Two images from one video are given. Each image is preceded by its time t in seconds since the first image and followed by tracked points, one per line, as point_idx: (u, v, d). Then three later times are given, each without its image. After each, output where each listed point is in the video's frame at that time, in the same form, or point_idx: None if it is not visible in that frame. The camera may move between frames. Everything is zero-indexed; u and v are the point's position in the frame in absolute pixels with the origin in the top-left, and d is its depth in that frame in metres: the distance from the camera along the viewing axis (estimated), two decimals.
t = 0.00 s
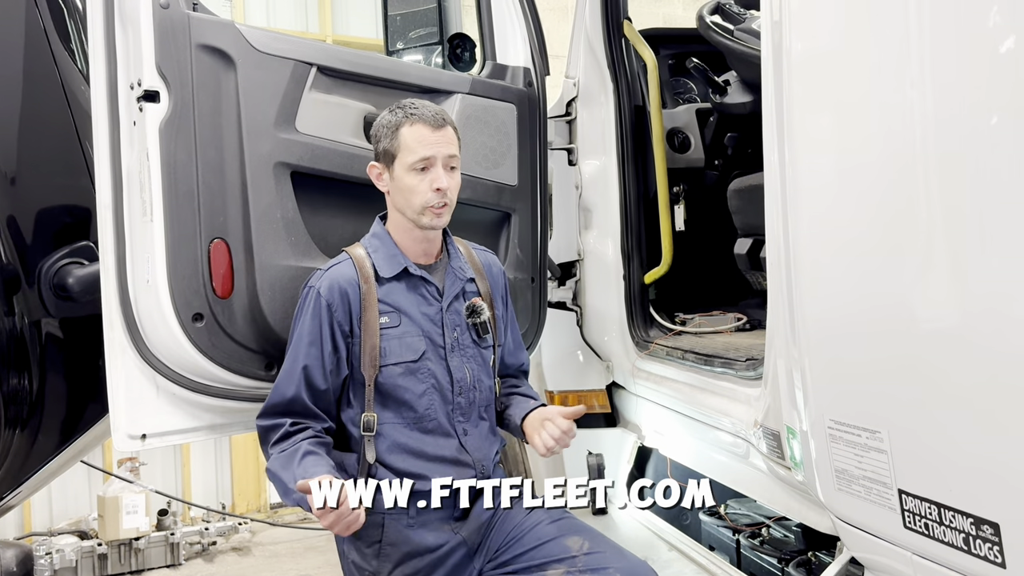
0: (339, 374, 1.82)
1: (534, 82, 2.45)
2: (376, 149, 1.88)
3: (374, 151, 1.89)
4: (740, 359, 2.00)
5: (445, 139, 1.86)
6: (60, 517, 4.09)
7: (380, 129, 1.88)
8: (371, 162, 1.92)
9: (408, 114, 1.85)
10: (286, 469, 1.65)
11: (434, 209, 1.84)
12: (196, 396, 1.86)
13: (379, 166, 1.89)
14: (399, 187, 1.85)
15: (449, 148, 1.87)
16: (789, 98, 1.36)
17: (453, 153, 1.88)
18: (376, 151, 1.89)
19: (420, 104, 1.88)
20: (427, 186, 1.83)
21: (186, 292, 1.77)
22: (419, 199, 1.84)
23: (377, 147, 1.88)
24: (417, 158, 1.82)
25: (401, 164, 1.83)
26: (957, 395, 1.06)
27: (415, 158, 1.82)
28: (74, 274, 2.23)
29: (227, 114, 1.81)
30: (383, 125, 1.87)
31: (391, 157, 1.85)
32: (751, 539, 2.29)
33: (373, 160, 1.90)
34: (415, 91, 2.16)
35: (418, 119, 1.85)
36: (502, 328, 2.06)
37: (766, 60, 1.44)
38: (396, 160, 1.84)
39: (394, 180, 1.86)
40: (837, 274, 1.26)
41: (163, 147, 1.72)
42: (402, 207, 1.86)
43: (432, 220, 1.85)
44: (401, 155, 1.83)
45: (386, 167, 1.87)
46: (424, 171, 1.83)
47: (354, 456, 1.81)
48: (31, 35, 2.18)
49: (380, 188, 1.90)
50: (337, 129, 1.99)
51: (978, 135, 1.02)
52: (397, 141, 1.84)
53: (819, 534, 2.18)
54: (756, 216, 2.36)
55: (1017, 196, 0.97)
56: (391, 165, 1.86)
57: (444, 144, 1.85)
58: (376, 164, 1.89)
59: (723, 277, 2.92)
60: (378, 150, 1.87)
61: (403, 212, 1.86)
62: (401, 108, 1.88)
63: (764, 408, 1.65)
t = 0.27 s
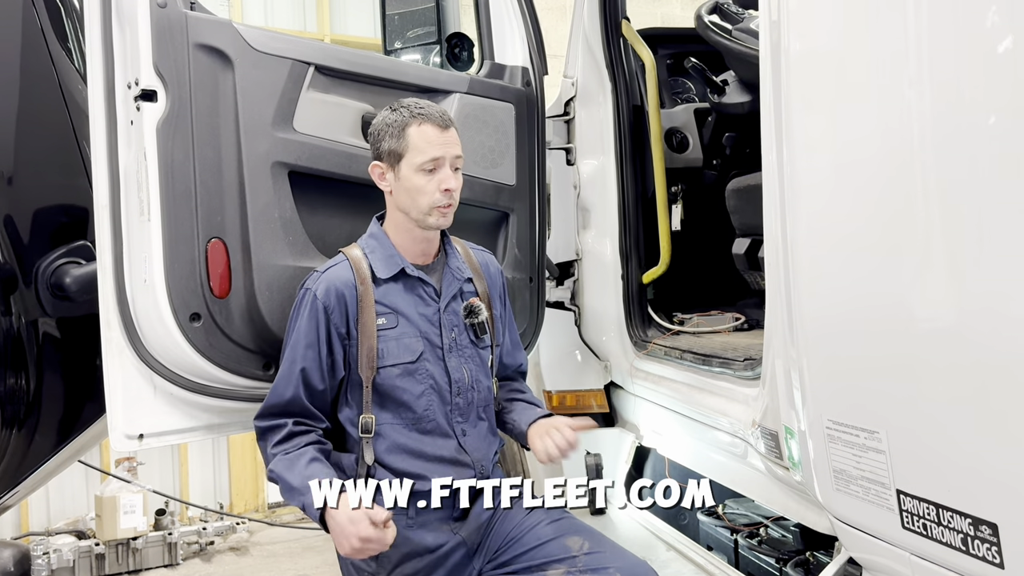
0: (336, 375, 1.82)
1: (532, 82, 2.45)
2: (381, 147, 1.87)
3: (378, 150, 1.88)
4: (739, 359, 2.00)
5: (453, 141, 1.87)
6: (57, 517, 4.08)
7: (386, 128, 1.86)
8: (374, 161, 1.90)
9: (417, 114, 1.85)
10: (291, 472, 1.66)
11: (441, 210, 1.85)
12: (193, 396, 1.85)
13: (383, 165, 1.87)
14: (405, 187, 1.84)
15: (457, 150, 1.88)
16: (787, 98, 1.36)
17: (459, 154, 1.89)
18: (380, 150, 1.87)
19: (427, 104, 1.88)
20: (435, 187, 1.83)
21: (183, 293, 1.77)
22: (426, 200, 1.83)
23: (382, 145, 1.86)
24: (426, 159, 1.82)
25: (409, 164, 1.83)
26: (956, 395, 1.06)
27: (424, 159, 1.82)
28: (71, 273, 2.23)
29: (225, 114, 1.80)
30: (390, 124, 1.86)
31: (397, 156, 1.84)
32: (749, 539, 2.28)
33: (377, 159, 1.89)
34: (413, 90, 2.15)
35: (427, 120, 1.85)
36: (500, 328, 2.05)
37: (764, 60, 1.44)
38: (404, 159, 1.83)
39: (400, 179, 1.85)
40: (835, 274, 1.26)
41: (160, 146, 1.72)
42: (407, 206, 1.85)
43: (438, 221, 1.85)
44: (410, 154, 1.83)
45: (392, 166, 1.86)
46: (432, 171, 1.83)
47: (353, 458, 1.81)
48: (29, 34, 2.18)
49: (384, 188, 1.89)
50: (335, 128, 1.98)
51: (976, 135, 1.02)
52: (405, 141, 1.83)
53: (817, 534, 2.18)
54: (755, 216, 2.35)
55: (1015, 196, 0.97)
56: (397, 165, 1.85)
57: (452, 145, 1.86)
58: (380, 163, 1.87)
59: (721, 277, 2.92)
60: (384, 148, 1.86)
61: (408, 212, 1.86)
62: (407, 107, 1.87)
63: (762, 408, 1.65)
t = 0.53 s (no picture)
0: (333, 374, 1.81)
1: (531, 80, 2.44)
2: (382, 147, 1.85)
3: (379, 149, 1.86)
4: (738, 357, 2.00)
5: (456, 143, 1.87)
6: (55, 517, 4.07)
7: (388, 127, 1.85)
8: (374, 159, 1.88)
9: (422, 116, 1.84)
10: (276, 445, 1.67)
11: (442, 213, 1.86)
12: (191, 395, 1.85)
13: (385, 165, 1.86)
14: (407, 188, 1.84)
15: (459, 152, 1.89)
16: (785, 96, 1.35)
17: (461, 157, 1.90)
18: (381, 149, 1.86)
19: (430, 105, 1.88)
20: (439, 189, 1.84)
21: (180, 291, 1.76)
22: (429, 202, 1.84)
23: (384, 145, 1.85)
24: (431, 162, 1.82)
25: (413, 166, 1.83)
26: (955, 393, 1.06)
27: (429, 162, 1.83)
28: (68, 271, 2.22)
29: (222, 111, 1.80)
30: (393, 123, 1.85)
31: (400, 157, 1.84)
32: (747, 538, 2.28)
33: (377, 158, 1.87)
34: (411, 89, 2.15)
35: (432, 121, 1.85)
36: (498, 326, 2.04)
37: (763, 58, 1.44)
38: (408, 161, 1.83)
39: (403, 180, 1.84)
40: (834, 272, 1.26)
41: (157, 144, 1.72)
42: (410, 208, 1.85)
43: (439, 223, 1.86)
44: (414, 156, 1.83)
45: (394, 166, 1.85)
46: (436, 174, 1.84)
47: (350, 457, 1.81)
48: (25, 32, 2.17)
49: (384, 187, 1.88)
50: (333, 126, 1.98)
51: (976, 132, 1.01)
52: (410, 142, 1.83)
53: (816, 533, 2.18)
54: (753, 215, 2.35)
55: (1016, 193, 0.96)
56: (400, 166, 1.84)
57: (456, 148, 1.87)
58: (382, 163, 1.86)
59: (720, 276, 2.92)
60: (386, 148, 1.84)
61: (409, 213, 1.86)
62: (411, 107, 1.86)
63: (761, 407, 1.64)
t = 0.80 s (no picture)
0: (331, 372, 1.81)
1: (529, 77, 2.43)
2: (390, 145, 1.84)
3: (387, 148, 1.85)
4: (736, 355, 2.00)
5: (463, 144, 1.89)
6: (52, 515, 4.07)
7: (397, 126, 1.84)
8: (381, 158, 1.87)
9: (431, 115, 1.85)
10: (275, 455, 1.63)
11: (449, 212, 1.87)
12: (188, 393, 1.84)
13: (393, 164, 1.85)
14: (416, 187, 1.84)
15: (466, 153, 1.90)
16: (785, 93, 1.35)
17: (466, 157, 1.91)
18: (388, 147, 1.85)
19: (437, 104, 1.88)
20: (448, 189, 1.86)
21: (177, 288, 1.76)
22: (438, 202, 1.85)
23: (392, 144, 1.84)
24: (442, 162, 1.83)
25: (424, 166, 1.83)
26: (954, 390, 1.06)
27: (440, 162, 1.83)
28: (65, 269, 2.22)
29: (219, 108, 1.79)
30: (402, 122, 1.84)
31: (410, 157, 1.83)
32: (746, 535, 2.28)
33: (385, 157, 1.86)
34: (409, 86, 2.14)
35: (441, 121, 1.86)
36: (496, 324, 2.05)
37: (762, 55, 1.43)
38: (418, 160, 1.83)
39: (412, 180, 1.84)
40: (832, 269, 1.25)
41: (154, 142, 1.71)
42: (418, 207, 1.85)
43: (445, 223, 1.88)
44: (424, 156, 1.83)
45: (403, 165, 1.84)
46: (446, 174, 1.85)
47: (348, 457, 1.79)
48: (22, 30, 2.16)
49: (391, 186, 1.87)
50: (330, 123, 1.97)
51: (976, 128, 1.01)
52: (420, 142, 1.83)
53: (814, 530, 2.18)
54: (752, 212, 2.35)
55: (1016, 190, 0.96)
56: (409, 165, 1.84)
57: (463, 149, 1.88)
58: (390, 162, 1.85)
59: (719, 274, 2.92)
60: (395, 148, 1.83)
61: (416, 212, 1.86)
62: (419, 106, 1.86)
63: (760, 405, 1.64)
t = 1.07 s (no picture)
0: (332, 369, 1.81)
1: (527, 75, 2.43)
2: (397, 141, 1.84)
3: (394, 143, 1.84)
4: (734, 353, 2.00)
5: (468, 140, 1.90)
6: (50, 514, 4.06)
7: (404, 122, 1.84)
8: (386, 153, 1.86)
9: (438, 111, 1.86)
10: (299, 461, 1.65)
11: (455, 208, 1.88)
12: (185, 391, 1.84)
13: (399, 160, 1.85)
14: (424, 183, 1.84)
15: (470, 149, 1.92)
16: (783, 91, 1.35)
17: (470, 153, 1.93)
18: (395, 143, 1.84)
19: (441, 101, 1.90)
20: (454, 186, 1.86)
21: (175, 286, 1.75)
22: (445, 197, 1.85)
23: (399, 140, 1.84)
24: (450, 158, 1.84)
25: (432, 161, 1.83)
26: (953, 388, 1.06)
27: (448, 157, 1.84)
28: (62, 267, 2.21)
29: (217, 106, 1.79)
30: (409, 118, 1.85)
31: (418, 152, 1.83)
32: (744, 533, 2.29)
33: (391, 152, 1.85)
34: (407, 83, 2.13)
35: (447, 117, 1.87)
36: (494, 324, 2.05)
37: (760, 53, 1.43)
38: (425, 156, 1.83)
39: (419, 175, 1.84)
40: (830, 267, 1.25)
41: (151, 139, 1.70)
42: (423, 203, 1.85)
43: (451, 219, 1.88)
44: (432, 151, 1.83)
45: (410, 161, 1.84)
46: (453, 170, 1.86)
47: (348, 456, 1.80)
48: (18, 27, 2.15)
49: (397, 182, 1.86)
50: (328, 121, 1.97)
51: (974, 125, 1.01)
52: (428, 137, 1.83)
53: (812, 528, 2.18)
54: (750, 210, 2.34)
55: (1014, 188, 0.96)
56: (417, 161, 1.84)
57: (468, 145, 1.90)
58: (397, 157, 1.84)
59: (716, 272, 2.92)
60: (403, 143, 1.83)
61: (421, 208, 1.86)
62: (425, 103, 1.87)
63: (758, 403, 1.64)
